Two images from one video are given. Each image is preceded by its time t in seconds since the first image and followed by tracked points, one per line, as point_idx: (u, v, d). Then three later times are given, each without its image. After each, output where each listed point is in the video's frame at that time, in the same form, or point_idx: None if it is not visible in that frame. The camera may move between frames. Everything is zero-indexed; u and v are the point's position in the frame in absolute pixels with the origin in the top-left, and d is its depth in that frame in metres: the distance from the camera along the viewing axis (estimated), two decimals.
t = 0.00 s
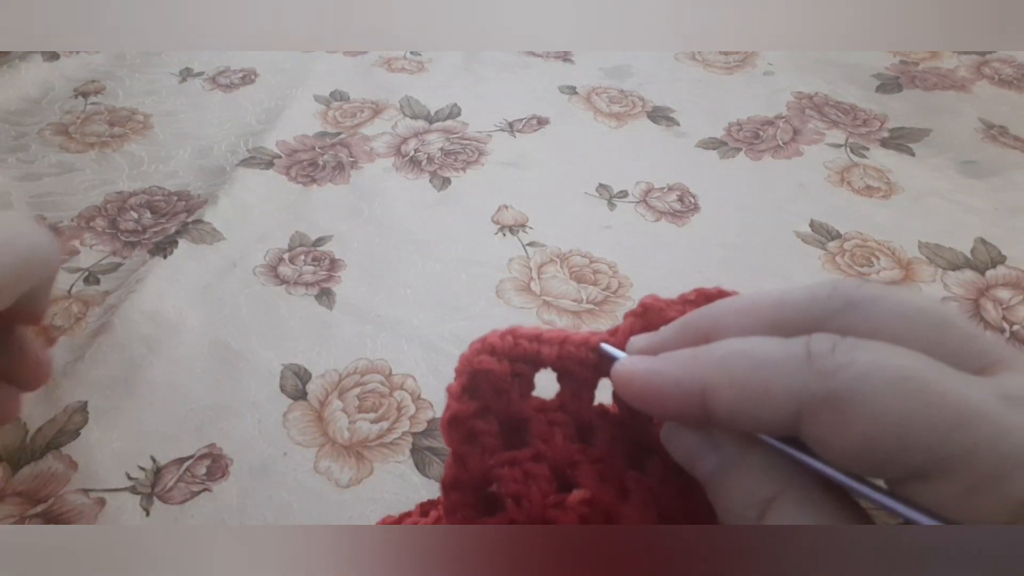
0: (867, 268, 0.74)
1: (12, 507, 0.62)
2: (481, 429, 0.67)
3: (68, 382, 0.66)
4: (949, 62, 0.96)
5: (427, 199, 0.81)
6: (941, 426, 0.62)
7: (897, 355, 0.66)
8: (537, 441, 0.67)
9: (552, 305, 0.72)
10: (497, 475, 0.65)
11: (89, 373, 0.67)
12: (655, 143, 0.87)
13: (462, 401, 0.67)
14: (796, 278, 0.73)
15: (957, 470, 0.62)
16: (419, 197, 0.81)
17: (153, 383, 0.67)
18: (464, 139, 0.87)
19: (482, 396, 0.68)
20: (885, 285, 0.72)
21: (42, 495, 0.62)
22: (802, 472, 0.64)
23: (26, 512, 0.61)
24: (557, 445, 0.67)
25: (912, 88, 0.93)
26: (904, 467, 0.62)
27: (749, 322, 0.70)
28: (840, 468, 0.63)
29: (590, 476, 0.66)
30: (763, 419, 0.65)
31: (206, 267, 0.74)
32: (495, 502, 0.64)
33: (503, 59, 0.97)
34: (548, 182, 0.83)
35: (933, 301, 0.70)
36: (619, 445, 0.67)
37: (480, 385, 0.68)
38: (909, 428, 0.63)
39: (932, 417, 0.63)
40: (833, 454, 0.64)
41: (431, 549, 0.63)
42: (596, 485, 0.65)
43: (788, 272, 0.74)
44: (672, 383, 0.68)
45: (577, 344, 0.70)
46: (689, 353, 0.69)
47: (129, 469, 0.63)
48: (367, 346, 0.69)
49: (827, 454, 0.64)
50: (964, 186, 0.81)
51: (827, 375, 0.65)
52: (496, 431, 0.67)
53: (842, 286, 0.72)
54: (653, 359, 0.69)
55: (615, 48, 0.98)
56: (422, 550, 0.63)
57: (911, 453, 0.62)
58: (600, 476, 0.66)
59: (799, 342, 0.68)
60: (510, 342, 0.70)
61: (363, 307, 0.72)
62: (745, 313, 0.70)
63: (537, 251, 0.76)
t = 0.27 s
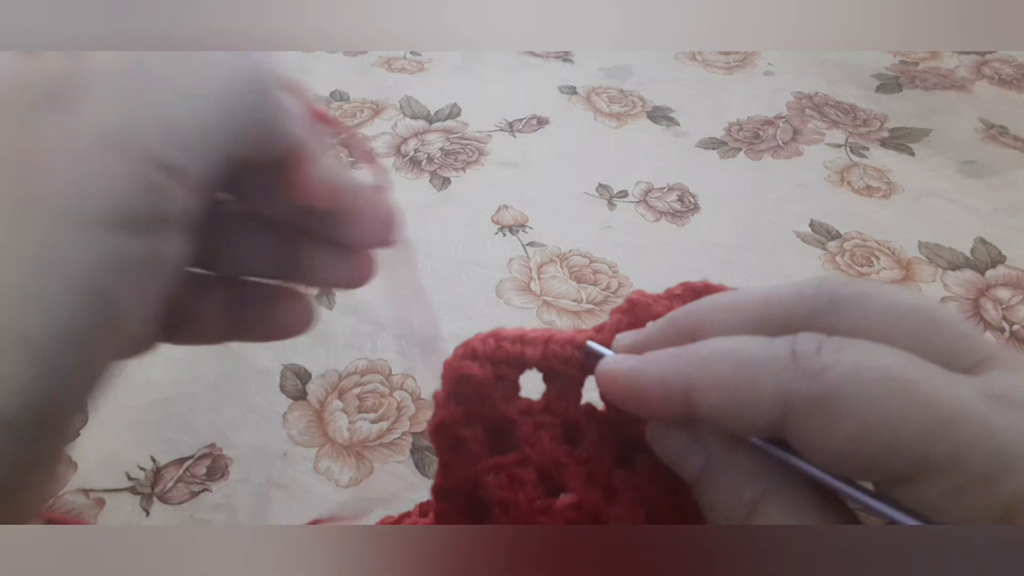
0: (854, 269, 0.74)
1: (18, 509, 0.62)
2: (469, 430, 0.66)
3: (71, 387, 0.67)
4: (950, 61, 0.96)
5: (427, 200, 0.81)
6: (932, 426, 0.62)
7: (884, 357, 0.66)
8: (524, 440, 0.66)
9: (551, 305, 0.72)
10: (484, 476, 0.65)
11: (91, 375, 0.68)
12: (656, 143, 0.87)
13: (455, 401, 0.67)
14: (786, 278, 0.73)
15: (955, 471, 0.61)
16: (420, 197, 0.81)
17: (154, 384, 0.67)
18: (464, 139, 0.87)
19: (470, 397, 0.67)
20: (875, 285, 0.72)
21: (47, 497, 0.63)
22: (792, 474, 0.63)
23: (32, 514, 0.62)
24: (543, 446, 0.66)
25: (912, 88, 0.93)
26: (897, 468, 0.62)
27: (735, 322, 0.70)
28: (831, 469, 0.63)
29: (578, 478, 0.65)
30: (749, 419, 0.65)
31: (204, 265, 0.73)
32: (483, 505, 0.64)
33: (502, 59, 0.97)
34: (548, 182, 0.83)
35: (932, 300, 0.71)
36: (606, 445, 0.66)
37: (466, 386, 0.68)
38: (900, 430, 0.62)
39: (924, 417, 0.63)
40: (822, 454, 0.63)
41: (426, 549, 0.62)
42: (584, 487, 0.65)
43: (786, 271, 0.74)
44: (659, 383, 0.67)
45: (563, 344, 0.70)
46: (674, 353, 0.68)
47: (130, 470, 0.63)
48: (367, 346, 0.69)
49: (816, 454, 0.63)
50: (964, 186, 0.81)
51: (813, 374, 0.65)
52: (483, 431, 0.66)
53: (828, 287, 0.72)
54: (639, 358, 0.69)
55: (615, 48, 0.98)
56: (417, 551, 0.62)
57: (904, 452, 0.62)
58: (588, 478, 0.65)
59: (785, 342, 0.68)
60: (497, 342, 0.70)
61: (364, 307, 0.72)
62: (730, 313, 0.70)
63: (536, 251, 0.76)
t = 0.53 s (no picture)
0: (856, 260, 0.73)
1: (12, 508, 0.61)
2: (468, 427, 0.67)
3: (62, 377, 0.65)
4: (949, 62, 0.96)
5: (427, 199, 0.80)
6: (930, 421, 0.62)
7: (887, 348, 0.65)
8: (518, 438, 0.68)
9: (552, 305, 0.72)
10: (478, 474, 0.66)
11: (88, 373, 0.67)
12: (655, 143, 0.87)
13: (450, 400, 0.68)
14: (787, 268, 0.73)
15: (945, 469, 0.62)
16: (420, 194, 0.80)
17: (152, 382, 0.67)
18: (464, 138, 0.87)
19: (465, 393, 0.68)
20: (878, 276, 0.71)
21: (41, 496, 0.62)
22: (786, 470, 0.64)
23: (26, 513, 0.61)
24: (536, 444, 0.67)
25: (912, 88, 0.93)
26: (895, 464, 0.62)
27: (736, 313, 0.69)
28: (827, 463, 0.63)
29: (570, 476, 0.66)
30: (748, 412, 0.65)
31: (203, 257, 0.71)
32: (480, 502, 0.65)
33: (502, 59, 0.98)
34: (548, 182, 0.83)
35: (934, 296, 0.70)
36: (599, 442, 0.67)
37: (462, 382, 0.68)
38: (898, 426, 0.62)
39: (923, 412, 0.62)
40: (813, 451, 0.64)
41: (422, 548, 0.63)
42: (575, 485, 0.66)
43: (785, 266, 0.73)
44: (658, 374, 0.67)
45: (560, 336, 0.70)
46: (673, 344, 0.68)
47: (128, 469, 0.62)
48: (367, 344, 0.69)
49: (814, 451, 0.64)
50: (963, 186, 0.81)
51: (813, 365, 0.65)
52: (478, 430, 0.68)
53: (830, 277, 0.71)
54: (638, 350, 0.68)
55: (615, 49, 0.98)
56: (414, 549, 0.63)
57: (897, 450, 0.62)
58: (580, 477, 0.66)
59: (787, 331, 0.67)
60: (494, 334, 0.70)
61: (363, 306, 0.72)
62: (731, 302, 0.70)
63: (536, 251, 0.76)
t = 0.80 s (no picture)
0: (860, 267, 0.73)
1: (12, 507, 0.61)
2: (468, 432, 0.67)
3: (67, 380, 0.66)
4: (949, 62, 0.96)
5: (428, 200, 0.81)
6: (929, 433, 0.62)
7: (888, 361, 0.65)
8: (521, 441, 0.67)
9: (551, 305, 0.72)
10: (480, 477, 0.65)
11: (88, 372, 0.67)
12: (655, 143, 0.87)
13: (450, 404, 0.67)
14: (790, 272, 0.72)
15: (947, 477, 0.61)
16: (420, 198, 0.81)
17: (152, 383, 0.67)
18: (464, 139, 0.87)
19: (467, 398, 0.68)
20: (883, 281, 0.71)
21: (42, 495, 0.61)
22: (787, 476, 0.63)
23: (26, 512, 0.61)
24: (539, 447, 0.66)
25: (912, 88, 0.93)
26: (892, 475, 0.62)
27: (738, 322, 0.69)
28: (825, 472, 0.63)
29: (573, 479, 0.65)
30: (745, 423, 0.64)
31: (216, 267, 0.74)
32: (481, 505, 0.65)
33: (502, 59, 0.98)
34: (548, 182, 0.83)
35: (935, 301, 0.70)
36: (602, 445, 0.66)
37: (463, 387, 0.68)
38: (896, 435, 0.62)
39: (920, 425, 0.62)
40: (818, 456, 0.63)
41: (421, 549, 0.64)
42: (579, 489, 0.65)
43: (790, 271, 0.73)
44: (656, 384, 0.67)
45: (561, 343, 0.70)
46: (675, 352, 0.68)
47: (125, 468, 0.62)
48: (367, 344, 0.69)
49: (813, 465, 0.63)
50: (963, 186, 0.81)
51: (813, 377, 0.65)
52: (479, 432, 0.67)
53: (836, 285, 0.71)
54: (637, 357, 0.68)
55: (615, 49, 0.98)
56: (413, 549, 0.64)
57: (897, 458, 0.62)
58: (584, 480, 0.65)
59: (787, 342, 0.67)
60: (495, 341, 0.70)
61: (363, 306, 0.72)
62: (735, 311, 0.69)
63: (536, 251, 0.76)
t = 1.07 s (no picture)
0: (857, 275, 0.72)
1: (12, 507, 0.61)
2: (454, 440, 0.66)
3: (68, 379, 0.66)
4: (950, 61, 0.96)
5: (428, 200, 0.81)
6: (922, 444, 0.61)
7: (877, 375, 0.65)
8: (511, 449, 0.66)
9: (552, 304, 0.72)
10: (471, 484, 0.64)
11: (88, 373, 0.67)
12: (656, 143, 0.87)
13: (444, 407, 0.67)
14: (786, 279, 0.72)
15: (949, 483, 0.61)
16: (419, 198, 0.81)
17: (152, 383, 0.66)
18: (464, 138, 0.87)
19: (456, 405, 0.67)
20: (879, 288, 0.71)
21: (41, 495, 0.61)
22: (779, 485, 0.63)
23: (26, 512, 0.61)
24: (530, 453, 0.65)
25: (912, 88, 0.92)
26: (886, 484, 0.61)
27: (728, 335, 0.68)
28: (815, 482, 0.62)
29: (567, 486, 0.64)
30: (726, 438, 0.64)
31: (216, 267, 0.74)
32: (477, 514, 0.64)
33: (502, 59, 0.97)
34: (548, 182, 0.83)
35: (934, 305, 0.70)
36: (594, 452, 0.65)
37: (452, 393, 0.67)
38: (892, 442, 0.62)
39: (910, 437, 0.62)
40: (813, 464, 0.62)
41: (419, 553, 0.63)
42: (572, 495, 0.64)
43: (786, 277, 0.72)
44: (643, 396, 0.66)
45: (551, 351, 0.69)
46: (663, 367, 0.67)
47: (125, 469, 0.62)
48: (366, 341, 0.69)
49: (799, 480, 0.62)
50: (964, 186, 0.81)
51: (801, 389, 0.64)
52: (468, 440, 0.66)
53: (830, 295, 0.70)
54: (625, 368, 0.68)
55: (615, 49, 0.98)
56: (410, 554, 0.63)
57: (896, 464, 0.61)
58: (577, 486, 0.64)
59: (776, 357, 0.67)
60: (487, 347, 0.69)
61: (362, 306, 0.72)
62: (725, 323, 0.69)
63: (536, 251, 0.76)
